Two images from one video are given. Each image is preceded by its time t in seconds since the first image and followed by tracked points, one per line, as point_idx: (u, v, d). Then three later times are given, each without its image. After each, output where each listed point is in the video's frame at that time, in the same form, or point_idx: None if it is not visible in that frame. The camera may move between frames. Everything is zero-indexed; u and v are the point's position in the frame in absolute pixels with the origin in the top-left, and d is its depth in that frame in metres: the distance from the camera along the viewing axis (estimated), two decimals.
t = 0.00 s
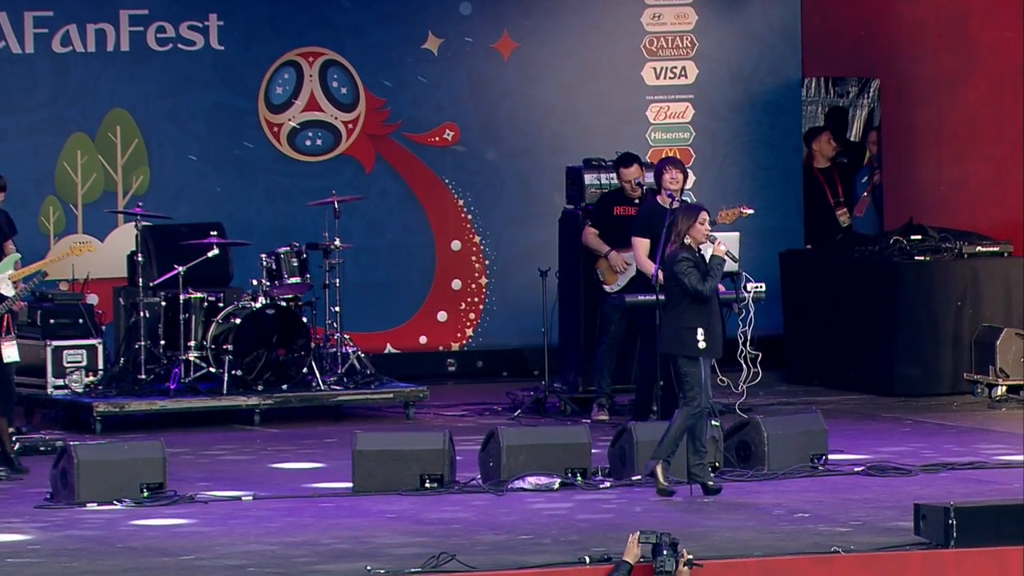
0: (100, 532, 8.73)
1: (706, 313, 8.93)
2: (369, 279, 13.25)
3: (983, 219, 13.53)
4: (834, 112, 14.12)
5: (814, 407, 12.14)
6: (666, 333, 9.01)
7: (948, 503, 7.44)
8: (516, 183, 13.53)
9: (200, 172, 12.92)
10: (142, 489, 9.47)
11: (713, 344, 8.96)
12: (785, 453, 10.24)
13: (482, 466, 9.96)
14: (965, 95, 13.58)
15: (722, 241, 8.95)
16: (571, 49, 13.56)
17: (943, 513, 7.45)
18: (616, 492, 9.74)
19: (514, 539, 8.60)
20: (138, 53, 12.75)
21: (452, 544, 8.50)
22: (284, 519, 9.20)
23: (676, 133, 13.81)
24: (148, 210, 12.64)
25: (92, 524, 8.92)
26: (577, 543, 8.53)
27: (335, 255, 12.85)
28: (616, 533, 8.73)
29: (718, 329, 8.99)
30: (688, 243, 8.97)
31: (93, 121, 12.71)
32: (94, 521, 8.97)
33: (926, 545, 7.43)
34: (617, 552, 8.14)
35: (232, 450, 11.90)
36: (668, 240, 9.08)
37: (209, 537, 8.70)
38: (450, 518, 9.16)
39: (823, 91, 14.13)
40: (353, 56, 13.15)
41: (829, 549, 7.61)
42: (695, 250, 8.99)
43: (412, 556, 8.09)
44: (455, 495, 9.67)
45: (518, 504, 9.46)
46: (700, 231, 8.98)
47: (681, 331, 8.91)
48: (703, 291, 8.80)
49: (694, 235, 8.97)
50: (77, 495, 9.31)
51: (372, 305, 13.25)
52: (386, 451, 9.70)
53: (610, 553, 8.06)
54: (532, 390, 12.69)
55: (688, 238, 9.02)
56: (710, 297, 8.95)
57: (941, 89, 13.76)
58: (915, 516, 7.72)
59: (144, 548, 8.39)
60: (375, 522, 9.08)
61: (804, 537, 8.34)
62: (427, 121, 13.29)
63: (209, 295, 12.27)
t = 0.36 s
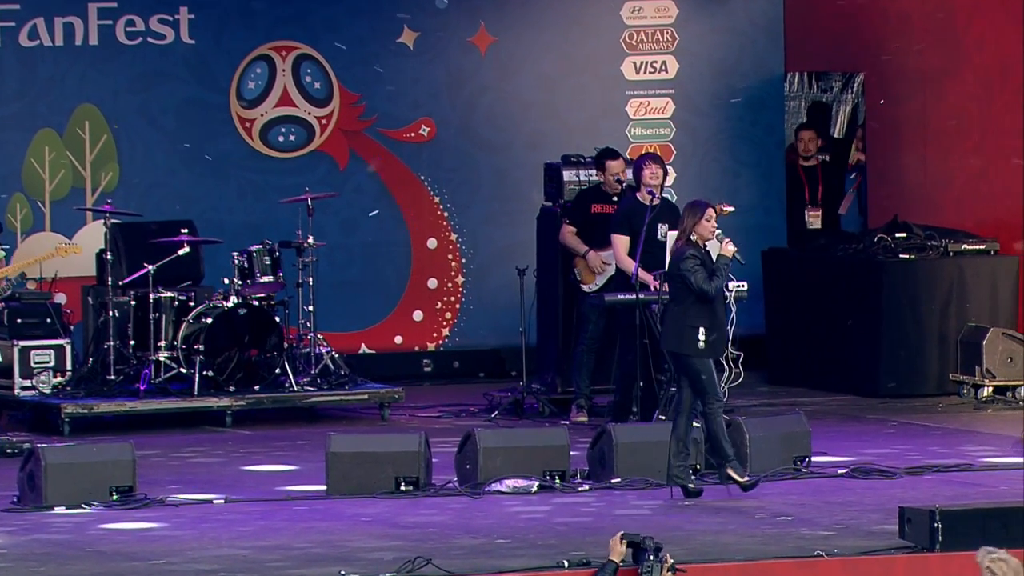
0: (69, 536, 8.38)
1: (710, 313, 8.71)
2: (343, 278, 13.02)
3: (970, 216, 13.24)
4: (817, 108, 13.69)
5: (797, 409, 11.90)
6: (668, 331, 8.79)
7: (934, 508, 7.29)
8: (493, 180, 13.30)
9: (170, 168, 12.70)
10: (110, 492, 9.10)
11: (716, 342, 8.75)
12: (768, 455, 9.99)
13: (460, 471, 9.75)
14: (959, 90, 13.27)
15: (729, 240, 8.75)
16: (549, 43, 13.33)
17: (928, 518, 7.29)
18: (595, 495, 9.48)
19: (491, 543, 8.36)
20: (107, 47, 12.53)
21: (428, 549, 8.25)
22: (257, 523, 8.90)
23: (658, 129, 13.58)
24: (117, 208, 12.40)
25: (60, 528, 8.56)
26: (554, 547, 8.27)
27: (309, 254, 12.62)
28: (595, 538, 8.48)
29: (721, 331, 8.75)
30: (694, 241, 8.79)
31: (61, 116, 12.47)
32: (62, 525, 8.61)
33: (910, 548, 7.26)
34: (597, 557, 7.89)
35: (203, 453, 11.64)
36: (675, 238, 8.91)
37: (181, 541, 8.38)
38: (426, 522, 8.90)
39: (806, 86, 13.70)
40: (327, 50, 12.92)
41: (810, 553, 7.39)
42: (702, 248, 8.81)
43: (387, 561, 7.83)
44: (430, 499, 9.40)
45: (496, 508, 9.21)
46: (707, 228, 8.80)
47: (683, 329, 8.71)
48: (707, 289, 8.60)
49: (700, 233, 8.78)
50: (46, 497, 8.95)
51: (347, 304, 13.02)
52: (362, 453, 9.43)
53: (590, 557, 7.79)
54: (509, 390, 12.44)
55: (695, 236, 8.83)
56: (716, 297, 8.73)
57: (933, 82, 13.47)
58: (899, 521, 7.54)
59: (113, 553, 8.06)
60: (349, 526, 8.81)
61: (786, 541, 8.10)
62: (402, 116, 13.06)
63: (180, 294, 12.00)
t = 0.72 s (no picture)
0: (37, 541, 8.10)
1: (730, 315, 8.41)
2: (317, 277, 12.79)
3: (955, 212, 12.62)
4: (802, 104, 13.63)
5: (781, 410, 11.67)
6: (688, 335, 8.45)
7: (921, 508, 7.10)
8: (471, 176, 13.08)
9: (141, 164, 12.48)
10: (80, 495, 8.78)
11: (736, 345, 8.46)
12: (750, 458, 9.78)
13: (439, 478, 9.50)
14: (941, 82, 12.64)
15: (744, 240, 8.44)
16: (528, 37, 13.12)
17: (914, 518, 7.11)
18: (575, 498, 9.23)
19: (470, 547, 8.10)
20: (77, 41, 12.31)
21: (405, 552, 7.99)
22: (230, 527, 8.64)
23: (639, 125, 13.39)
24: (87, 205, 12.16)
25: (28, 531, 8.27)
26: (533, 551, 8.02)
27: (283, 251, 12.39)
28: (575, 542, 8.23)
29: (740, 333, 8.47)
30: (708, 241, 8.45)
31: (30, 112, 12.25)
32: (30, 529, 8.33)
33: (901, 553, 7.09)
34: (577, 562, 7.65)
35: (175, 455, 11.37)
36: (689, 239, 8.56)
37: (152, 545, 8.11)
38: (402, 525, 8.65)
39: (790, 81, 13.65)
40: (301, 44, 12.70)
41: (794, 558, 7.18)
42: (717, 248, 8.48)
43: (362, 565, 7.57)
44: (408, 502, 9.15)
45: (474, 511, 8.96)
46: (720, 227, 8.47)
47: (703, 334, 8.39)
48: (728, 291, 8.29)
49: (715, 233, 8.43)
50: (14, 499, 8.67)
51: (322, 303, 12.80)
52: (339, 455, 9.20)
53: (569, 563, 7.56)
54: (488, 392, 12.21)
55: (709, 236, 8.50)
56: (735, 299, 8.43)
57: (917, 74, 12.86)
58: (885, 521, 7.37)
59: (82, 557, 7.79)
60: (325, 530, 8.55)
61: (770, 545, 7.87)
62: (378, 111, 12.85)
63: (152, 293, 11.76)
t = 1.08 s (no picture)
0: None
1: (729, 311, 8.30)
2: (288, 274, 12.58)
3: (938, 210, 12.41)
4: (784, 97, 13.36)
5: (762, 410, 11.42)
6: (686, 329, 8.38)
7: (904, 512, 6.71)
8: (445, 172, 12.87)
9: (107, 159, 12.25)
10: (46, 498, 8.57)
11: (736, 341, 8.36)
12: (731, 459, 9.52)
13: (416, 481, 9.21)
14: (924, 77, 12.41)
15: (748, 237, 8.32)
16: (503, 30, 12.89)
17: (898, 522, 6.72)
18: (551, 501, 8.98)
19: (443, 551, 7.85)
20: (41, 33, 12.07)
21: (376, 556, 7.73)
22: (198, 530, 8.38)
23: (617, 119, 13.16)
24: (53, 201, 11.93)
25: None
26: (507, 555, 7.77)
27: (253, 248, 12.16)
28: (551, 545, 7.99)
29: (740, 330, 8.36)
30: (712, 236, 8.33)
31: None
32: None
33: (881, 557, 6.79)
34: (552, 567, 7.40)
35: (143, 456, 11.11)
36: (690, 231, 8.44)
37: (118, 548, 7.87)
38: (374, 528, 8.39)
39: (770, 74, 13.39)
40: (271, 36, 12.47)
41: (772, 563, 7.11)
42: (719, 243, 8.36)
43: (332, 570, 7.32)
44: (380, 505, 8.89)
45: (448, 513, 8.70)
46: (725, 223, 8.34)
47: (701, 329, 8.33)
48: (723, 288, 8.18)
49: (719, 228, 8.30)
50: None
51: (293, 301, 12.58)
52: (309, 457, 8.92)
53: (544, 566, 7.34)
54: (462, 392, 11.97)
55: (712, 230, 8.38)
56: (734, 295, 8.31)
57: (899, 68, 12.63)
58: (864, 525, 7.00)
59: (44, 561, 7.54)
60: (296, 533, 8.29)
61: (750, 549, 7.62)
62: (351, 106, 12.63)
63: (119, 291, 11.52)
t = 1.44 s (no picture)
0: None
1: (720, 310, 7.98)
2: (256, 273, 12.35)
3: (920, 206, 12.19)
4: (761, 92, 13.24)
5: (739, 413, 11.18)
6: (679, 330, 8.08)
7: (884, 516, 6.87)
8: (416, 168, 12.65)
9: (70, 154, 12.00)
10: (6, 502, 8.39)
11: (730, 341, 8.00)
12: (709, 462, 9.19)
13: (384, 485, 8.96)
14: (906, 70, 12.20)
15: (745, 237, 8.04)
16: (476, 23, 12.67)
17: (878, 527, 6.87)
18: (524, 504, 8.73)
19: (414, 555, 7.61)
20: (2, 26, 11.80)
21: (346, 561, 7.48)
22: (164, 534, 8.13)
23: (591, 113, 12.94)
24: (15, 197, 11.67)
25: None
26: (480, 560, 7.53)
27: (219, 246, 11.93)
28: (524, 549, 7.73)
29: (734, 330, 8.01)
30: (708, 234, 8.06)
31: None
32: None
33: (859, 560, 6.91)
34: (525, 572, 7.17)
35: (106, 459, 10.82)
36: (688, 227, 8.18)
37: (82, 553, 7.64)
38: (344, 533, 8.13)
39: (748, 68, 13.27)
40: (238, 29, 12.23)
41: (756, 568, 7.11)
42: (716, 242, 8.09)
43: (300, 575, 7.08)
44: (350, 508, 8.64)
45: (420, 517, 8.45)
46: (723, 221, 8.07)
47: (692, 327, 8.02)
48: (710, 285, 7.88)
49: (716, 226, 8.04)
50: None
51: (260, 301, 12.36)
52: (277, 460, 8.65)
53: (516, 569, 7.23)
54: (434, 394, 11.73)
55: (710, 227, 8.11)
56: (727, 293, 8.00)
57: (880, 61, 12.42)
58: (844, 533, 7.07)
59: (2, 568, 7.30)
60: (264, 537, 8.04)
61: (726, 553, 7.39)
62: (319, 101, 12.41)
63: (82, 289, 11.25)
